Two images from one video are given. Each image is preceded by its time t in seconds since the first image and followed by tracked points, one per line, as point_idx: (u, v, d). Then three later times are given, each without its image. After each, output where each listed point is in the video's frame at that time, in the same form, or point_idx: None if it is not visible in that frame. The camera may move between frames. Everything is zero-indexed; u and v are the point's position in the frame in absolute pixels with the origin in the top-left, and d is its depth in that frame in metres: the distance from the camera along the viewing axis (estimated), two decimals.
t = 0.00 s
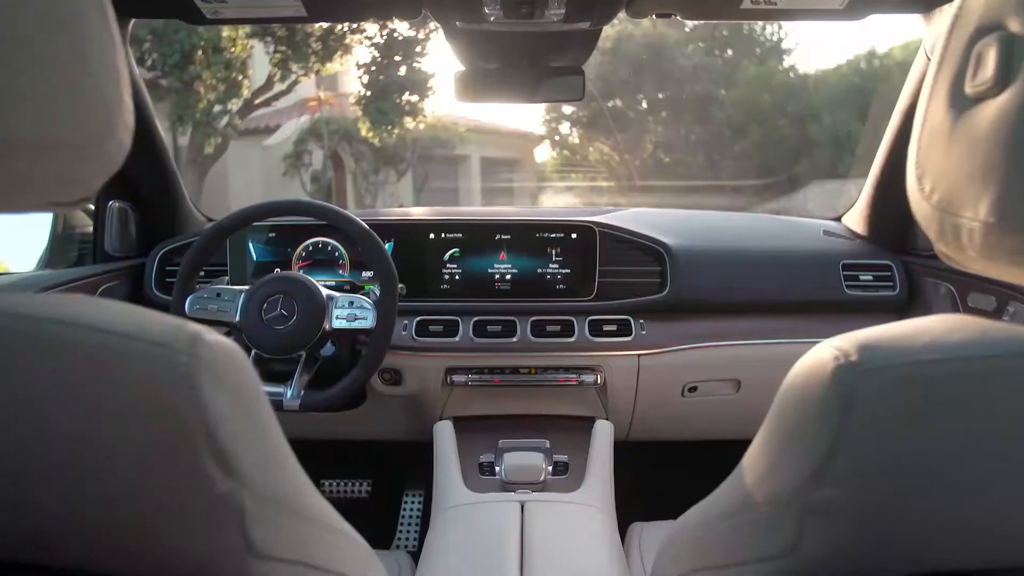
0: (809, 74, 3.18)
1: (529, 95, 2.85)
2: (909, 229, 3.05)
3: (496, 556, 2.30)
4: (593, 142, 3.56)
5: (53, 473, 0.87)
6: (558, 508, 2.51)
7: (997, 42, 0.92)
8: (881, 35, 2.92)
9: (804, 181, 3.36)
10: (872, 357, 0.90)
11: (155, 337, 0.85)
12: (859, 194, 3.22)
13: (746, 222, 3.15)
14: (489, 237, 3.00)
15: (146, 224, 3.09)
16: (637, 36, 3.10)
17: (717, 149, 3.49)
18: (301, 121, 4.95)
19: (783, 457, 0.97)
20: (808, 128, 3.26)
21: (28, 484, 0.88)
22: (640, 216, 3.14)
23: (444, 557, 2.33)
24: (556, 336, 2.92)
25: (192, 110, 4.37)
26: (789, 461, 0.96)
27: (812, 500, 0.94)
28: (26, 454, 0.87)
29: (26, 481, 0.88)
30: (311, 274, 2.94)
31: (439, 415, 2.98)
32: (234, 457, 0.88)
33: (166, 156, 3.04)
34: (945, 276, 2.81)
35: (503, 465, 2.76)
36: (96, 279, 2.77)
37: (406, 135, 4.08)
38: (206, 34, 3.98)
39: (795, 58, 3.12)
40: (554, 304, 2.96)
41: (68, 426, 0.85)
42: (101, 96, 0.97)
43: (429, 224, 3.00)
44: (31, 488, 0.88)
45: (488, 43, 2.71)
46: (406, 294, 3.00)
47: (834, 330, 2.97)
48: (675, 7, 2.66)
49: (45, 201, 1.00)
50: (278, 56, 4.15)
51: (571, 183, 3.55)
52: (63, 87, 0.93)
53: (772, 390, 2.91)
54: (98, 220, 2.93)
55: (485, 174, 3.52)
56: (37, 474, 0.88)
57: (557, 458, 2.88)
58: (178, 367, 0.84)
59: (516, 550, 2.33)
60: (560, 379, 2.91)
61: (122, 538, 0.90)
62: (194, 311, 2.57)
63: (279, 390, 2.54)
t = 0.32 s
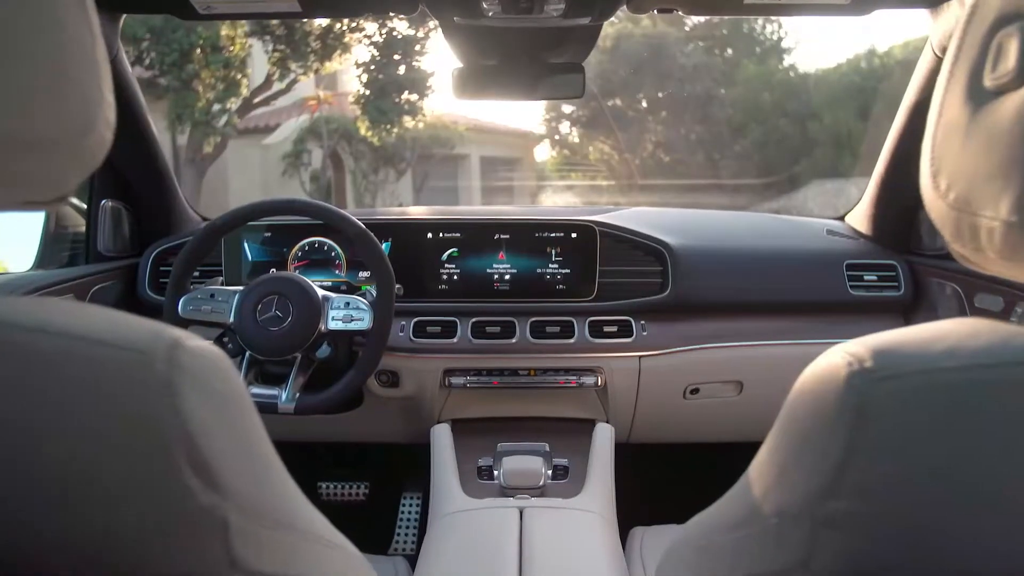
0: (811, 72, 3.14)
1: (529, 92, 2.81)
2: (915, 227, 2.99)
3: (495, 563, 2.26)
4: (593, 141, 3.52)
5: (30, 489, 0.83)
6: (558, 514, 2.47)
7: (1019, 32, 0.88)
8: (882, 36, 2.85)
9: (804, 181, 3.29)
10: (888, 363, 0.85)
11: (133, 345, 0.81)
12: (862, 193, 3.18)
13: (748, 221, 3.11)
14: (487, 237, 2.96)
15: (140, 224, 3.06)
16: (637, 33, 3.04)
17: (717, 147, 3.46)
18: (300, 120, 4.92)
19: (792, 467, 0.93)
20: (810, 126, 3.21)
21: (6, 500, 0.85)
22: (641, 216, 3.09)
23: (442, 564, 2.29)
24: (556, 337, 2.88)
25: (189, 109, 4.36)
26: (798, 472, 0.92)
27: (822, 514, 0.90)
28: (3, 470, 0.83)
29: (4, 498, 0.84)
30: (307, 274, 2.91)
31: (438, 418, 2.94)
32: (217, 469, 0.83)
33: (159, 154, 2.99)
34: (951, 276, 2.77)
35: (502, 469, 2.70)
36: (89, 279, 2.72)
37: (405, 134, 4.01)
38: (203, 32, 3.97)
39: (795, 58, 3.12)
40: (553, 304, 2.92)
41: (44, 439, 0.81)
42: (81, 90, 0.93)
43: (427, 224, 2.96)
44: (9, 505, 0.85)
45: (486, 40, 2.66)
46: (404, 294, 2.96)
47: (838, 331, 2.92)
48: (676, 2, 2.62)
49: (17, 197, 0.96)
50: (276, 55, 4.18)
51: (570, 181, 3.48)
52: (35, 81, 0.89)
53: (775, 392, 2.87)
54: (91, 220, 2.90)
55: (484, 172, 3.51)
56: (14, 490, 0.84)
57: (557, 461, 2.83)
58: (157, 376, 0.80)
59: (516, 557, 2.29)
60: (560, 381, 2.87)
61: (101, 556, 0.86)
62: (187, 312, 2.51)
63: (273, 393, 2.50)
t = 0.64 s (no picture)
0: (813, 72, 3.07)
1: (529, 89, 2.77)
2: (919, 226, 2.94)
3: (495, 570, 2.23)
4: (593, 141, 3.47)
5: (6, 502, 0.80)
6: (557, 520, 2.43)
7: None
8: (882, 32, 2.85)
9: (805, 181, 3.23)
10: (903, 369, 0.81)
11: (110, 351, 0.77)
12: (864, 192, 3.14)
13: (751, 220, 3.07)
14: (486, 237, 2.92)
15: (135, 224, 3.02)
16: (636, 32, 2.99)
17: (717, 147, 3.39)
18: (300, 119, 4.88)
19: (799, 476, 0.89)
20: (811, 125, 3.12)
21: None
22: (642, 215, 3.05)
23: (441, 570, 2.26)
24: (556, 338, 2.84)
25: (187, 109, 4.36)
26: (806, 482, 0.88)
27: (833, 527, 0.87)
28: None
29: None
30: (303, 275, 2.86)
31: (436, 420, 2.91)
32: (199, 482, 0.79)
33: (154, 153, 2.94)
34: (955, 276, 2.73)
35: (500, 474, 2.67)
36: (82, 279, 2.68)
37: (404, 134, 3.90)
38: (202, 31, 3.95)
39: (795, 57, 3.04)
40: (553, 305, 2.88)
41: (20, 452, 0.77)
42: (59, 79, 0.89)
43: (425, 223, 2.92)
44: None
45: (486, 37, 2.62)
46: (402, 294, 2.92)
47: (841, 332, 2.89)
48: None
49: None
50: (275, 54, 4.17)
51: (571, 181, 3.43)
52: (15, 72, 0.85)
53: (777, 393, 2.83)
54: (84, 219, 2.86)
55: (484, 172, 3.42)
56: None
57: (557, 465, 2.79)
58: (136, 385, 0.76)
59: (516, 564, 2.25)
60: (560, 383, 2.83)
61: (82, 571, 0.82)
62: (182, 313, 2.47)
63: (269, 395, 2.46)
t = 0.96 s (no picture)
0: (813, 71, 3.09)
1: (529, 87, 2.75)
2: (923, 225, 2.90)
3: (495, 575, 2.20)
4: (593, 141, 3.50)
5: None
6: (557, 525, 2.40)
7: None
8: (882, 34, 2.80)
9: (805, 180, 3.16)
10: (918, 375, 0.78)
11: (90, 356, 0.74)
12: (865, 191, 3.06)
13: (753, 220, 3.03)
14: (485, 236, 2.88)
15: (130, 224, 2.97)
16: (636, 31, 2.98)
17: (717, 145, 3.44)
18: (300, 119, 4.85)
19: (806, 483, 0.86)
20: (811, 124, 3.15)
21: None
22: (643, 214, 3.01)
23: None
24: (556, 339, 2.80)
25: (186, 108, 4.35)
26: (814, 490, 0.85)
27: (844, 540, 0.83)
28: None
29: None
30: (300, 275, 2.83)
31: (434, 422, 2.88)
32: (182, 494, 0.76)
33: (149, 153, 2.88)
34: (960, 276, 2.70)
35: (499, 478, 2.64)
36: (75, 280, 2.65)
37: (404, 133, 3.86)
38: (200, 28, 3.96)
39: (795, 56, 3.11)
40: (553, 305, 2.84)
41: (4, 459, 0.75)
42: (35, 72, 0.85)
43: (423, 223, 2.88)
44: None
45: (485, 35, 2.58)
46: (399, 295, 2.88)
47: (844, 333, 2.86)
48: None
49: None
50: (275, 52, 4.13)
51: (571, 180, 3.35)
52: None
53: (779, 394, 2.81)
54: (78, 218, 2.83)
55: (483, 171, 3.37)
56: None
57: (557, 468, 2.76)
58: (114, 392, 0.73)
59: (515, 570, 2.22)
60: (560, 385, 2.79)
61: None
62: (176, 314, 2.43)
63: (264, 397, 2.43)
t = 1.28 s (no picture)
0: (812, 70, 3.04)
1: (529, 84, 2.72)
2: (926, 224, 2.86)
3: None
4: (593, 140, 3.42)
5: None
6: (557, 530, 2.36)
7: None
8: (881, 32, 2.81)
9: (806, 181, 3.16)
10: (933, 383, 0.75)
11: (65, 361, 0.71)
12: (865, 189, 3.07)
13: (754, 219, 3.00)
14: (484, 236, 2.84)
15: (125, 224, 2.95)
16: (636, 31, 2.98)
17: (717, 144, 3.33)
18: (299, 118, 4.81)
19: (813, 492, 0.83)
20: (812, 124, 3.08)
21: None
22: (643, 213, 2.98)
23: None
24: (555, 340, 2.77)
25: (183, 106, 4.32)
26: (823, 500, 0.82)
27: (856, 554, 0.80)
28: None
29: None
30: (297, 275, 2.80)
31: (433, 424, 2.85)
32: (165, 505, 0.73)
33: (144, 152, 2.85)
34: (965, 276, 2.67)
35: (497, 481, 2.61)
36: (69, 280, 2.61)
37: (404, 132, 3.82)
38: (199, 25, 3.95)
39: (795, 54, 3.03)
40: (553, 306, 2.80)
41: None
42: (14, 67, 0.82)
43: (421, 221, 2.84)
44: None
45: (484, 32, 2.54)
46: (397, 295, 2.84)
47: (847, 333, 2.83)
48: None
49: None
50: (274, 51, 4.13)
51: (571, 179, 3.31)
52: None
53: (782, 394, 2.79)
54: (72, 217, 2.80)
55: (484, 169, 3.34)
56: None
57: (557, 471, 2.74)
58: (91, 399, 0.70)
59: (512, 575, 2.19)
60: (560, 386, 2.76)
61: None
62: (170, 315, 2.40)
63: (260, 399, 2.40)
